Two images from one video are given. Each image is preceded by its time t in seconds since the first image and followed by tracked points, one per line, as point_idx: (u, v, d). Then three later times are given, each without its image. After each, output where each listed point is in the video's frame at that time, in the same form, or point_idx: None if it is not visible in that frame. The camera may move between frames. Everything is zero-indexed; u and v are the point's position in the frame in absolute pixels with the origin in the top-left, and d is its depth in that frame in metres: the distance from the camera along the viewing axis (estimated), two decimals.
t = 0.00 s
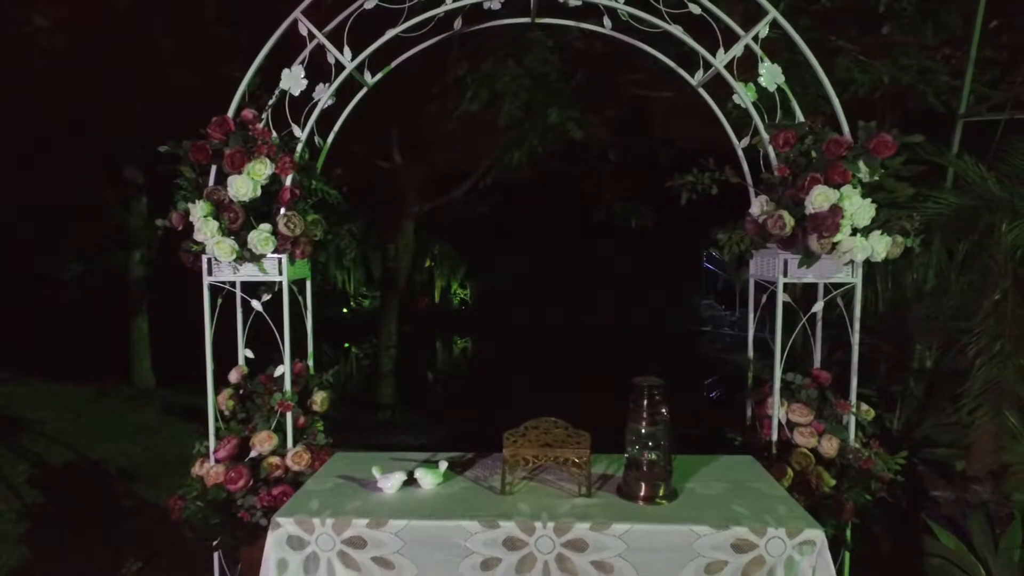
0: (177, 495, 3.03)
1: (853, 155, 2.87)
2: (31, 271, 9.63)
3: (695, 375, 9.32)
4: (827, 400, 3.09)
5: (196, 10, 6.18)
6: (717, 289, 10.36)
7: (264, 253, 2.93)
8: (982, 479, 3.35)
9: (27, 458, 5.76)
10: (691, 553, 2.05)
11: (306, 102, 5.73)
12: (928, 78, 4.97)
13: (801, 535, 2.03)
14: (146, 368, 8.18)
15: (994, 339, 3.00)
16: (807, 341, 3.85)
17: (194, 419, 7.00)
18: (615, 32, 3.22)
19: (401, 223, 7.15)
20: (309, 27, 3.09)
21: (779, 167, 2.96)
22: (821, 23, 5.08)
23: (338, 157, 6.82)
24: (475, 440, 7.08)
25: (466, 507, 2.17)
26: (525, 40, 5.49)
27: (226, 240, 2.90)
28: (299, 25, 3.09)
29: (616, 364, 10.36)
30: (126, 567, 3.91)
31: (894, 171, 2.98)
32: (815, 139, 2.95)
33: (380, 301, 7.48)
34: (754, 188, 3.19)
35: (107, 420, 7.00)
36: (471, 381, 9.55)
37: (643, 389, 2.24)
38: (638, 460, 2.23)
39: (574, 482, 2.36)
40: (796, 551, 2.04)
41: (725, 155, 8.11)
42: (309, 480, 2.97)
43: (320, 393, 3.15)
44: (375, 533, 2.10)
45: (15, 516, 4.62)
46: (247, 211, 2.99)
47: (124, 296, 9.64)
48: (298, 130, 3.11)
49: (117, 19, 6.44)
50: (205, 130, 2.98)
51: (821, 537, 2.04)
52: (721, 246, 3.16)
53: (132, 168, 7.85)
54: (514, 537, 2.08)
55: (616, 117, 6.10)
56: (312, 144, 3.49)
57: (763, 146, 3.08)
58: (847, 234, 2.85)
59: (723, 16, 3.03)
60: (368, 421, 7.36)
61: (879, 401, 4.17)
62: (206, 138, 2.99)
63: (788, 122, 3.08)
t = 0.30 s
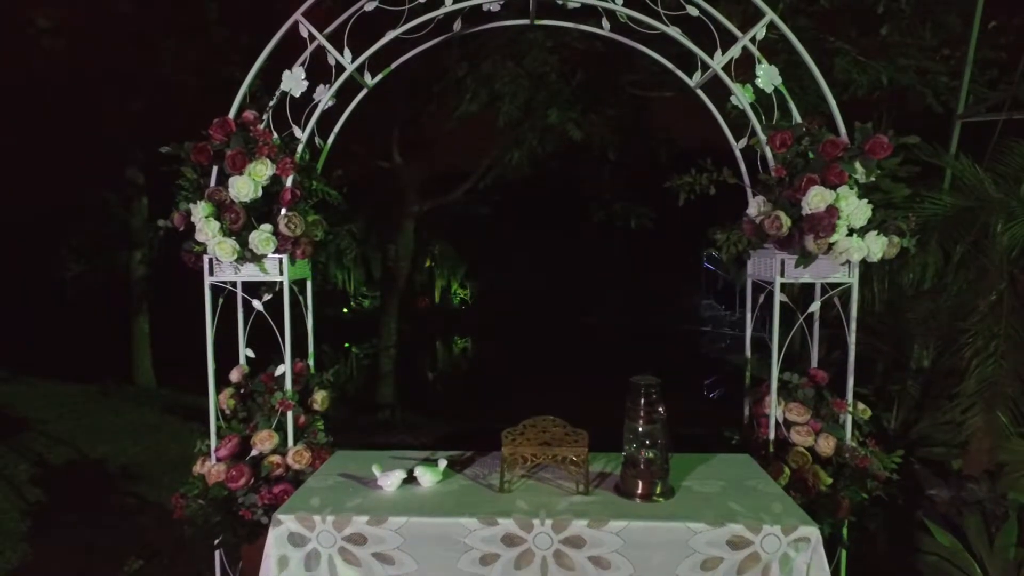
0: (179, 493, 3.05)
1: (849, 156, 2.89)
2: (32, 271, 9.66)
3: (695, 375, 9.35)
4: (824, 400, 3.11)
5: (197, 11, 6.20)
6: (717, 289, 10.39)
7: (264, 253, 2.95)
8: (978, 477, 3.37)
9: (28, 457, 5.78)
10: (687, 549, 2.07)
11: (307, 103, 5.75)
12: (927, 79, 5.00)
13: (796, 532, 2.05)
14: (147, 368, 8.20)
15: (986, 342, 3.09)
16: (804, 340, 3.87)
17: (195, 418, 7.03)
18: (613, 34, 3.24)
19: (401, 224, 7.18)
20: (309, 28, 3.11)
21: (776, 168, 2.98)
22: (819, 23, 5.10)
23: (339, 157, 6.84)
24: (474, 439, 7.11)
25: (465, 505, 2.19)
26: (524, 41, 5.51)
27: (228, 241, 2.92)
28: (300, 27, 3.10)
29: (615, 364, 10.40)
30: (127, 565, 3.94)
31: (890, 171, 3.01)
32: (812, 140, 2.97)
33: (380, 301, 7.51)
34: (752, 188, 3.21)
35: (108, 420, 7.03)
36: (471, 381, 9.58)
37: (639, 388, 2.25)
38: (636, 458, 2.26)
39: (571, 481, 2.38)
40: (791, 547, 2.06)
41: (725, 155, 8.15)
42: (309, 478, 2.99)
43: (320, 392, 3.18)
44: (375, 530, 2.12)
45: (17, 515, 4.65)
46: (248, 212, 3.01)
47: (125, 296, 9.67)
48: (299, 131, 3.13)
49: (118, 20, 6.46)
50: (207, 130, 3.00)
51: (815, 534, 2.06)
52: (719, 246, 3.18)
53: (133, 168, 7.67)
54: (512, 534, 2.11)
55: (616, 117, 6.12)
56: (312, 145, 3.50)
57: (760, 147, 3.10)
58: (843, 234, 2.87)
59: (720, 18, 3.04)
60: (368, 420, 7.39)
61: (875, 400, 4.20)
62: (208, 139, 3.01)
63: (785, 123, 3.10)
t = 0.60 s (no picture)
0: (183, 490, 3.09)
1: (843, 158, 2.93)
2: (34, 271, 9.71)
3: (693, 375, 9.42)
4: (819, 398, 3.15)
5: (199, 13, 6.23)
6: (716, 289, 10.44)
7: (267, 254, 3.00)
8: (971, 475, 3.41)
9: (32, 456, 5.82)
10: (682, 544, 2.11)
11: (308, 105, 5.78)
12: (923, 81, 5.05)
13: (787, 527, 2.10)
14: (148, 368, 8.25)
15: (980, 342, 3.15)
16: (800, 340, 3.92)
17: (196, 418, 7.07)
18: (610, 37, 3.29)
19: (401, 224, 7.23)
20: (311, 32, 3.14)
21: (771, 170, 3.02)
22: (818, 24, 5.14)
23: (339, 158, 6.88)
24: (474, 439, 7.16)
25: (464, 501, 2.23)
26: (523, 42, 5.55)
27: (231, 242, 2.96)
28: (301, 30, 3.14)
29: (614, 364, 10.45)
30: (130, 562, 3.99)
31: (884, 173, 3.05)
32: (807, 142, 3.01)
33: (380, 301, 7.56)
34: (748, 190, 3.25)
35: (110, 419, 7.07)
36: (471, 381, 9.63)
37: (634, 386, 2.31)
38: (632, 455, 2.30)
39: (568, 478, 2.42)
40: (783, 542, 2.10)
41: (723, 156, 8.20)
42: (311, 476, 3.03)
43: (321, 391, 3.23)
44: (375, 526, 2.16)
45: (20, 513, 4.69)
46: (251, 213, 3.05)
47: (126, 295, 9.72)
48: (300, 134, 3.16)
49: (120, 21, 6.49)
50: (209, 133, 3.04)
51: (807, 529, 2.10)
52: (715, 247, 3.23)
53: (135, 168, 7.80)
54: (510, 529, 2.15)
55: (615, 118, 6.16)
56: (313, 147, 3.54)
57: (755, 149, 3.14)
58: (837, 235, 2.91)
59: (716, 22, 3.07)
60: (368, 420, 7.44)
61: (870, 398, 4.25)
62: (211, 142, 3.05)
63: (780, 126, 3.14)
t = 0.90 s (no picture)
0: (187, 488, 3.13)
1: (838, 161, 2.98)
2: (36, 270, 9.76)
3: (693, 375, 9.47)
4: (814, 397, 3.19)
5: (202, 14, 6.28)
6: (715, 290, 10.49)
7: (271, 255, 3.04)
8: (964, 473, 3.46)
9: (35, 454, 5.87)
10: (678, 539, 2.16)
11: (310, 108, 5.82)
12: (922, 82, 5.10)
13: (781, 522, 2.15)
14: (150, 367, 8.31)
15: (970, 341, 3.22)
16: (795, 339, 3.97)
17: (198, 417, 7.12)
18: (608, 40, 3.36)
19: (401, 224, 7.28)
20: (313, 36, 3.19)
21: (766, 173, 3.08)
22: (817, 26, 5.20)
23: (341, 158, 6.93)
24: (473, 438, 7.22)
25: (465, 497, 2.28)
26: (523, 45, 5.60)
27: (235, 242, 3.00)
28: (304, 35, 3.18)
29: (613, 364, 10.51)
30: (134, 558, 4.04)
31: (878, 175, 3.09)
32: (802, 145, 3.05)
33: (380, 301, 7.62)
34: (744, 191, 3.30)
35: (113, 418, 7.12)
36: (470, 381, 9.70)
37: (632, 385, 2.35)
38: (629, 452, 2.35)
39: (567, 474, 2.47)
40: (776, 536, 2.15)
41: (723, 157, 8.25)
42: (313, 473, 3.08)
43: (324, 389, 3.28)
44: (379, 521, 2.21)
45: (26, 510, 4.74)
46: (254, 214, 3.10)
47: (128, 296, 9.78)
48: (303, 136, 3.21)
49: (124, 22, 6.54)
50: (214, 135, 3.09)
51: (799, 523, 2.15)
52: (712, 248, 3.28)
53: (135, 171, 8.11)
54: (510, 524, 2.19)
55: (614, 119, 6.21)
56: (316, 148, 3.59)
57: (752, 151, 3.19)
58: (831, 237, 2.96)
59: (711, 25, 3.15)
60: (369, 419, 7.50)
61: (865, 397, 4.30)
62: (216, 144, 3.10)
63: (776, 129, 3.20)
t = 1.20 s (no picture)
0: (197, 483, 3.21)
1: (830, 165, 3.06)
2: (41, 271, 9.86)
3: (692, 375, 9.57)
4: (808, 394, 3.27)
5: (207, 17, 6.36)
6: (714, 290, 10.58)
7: (278, 256, 3.12)
8: (956, 469, 3.53)
9: (43, 451, 5.96)
10: (673, 529, 2.24)
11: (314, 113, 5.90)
12: (919, 84, 5.18)
13: (772, 513, 2.23)
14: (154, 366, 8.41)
15: (959, 339, 3.31)
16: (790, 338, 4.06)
17: (202, 416, 7.21)
18: (608, 46, 3.43)
19: (403, 225, 7.37)
20: (319, 43, 3.27)
21: (761, 176, 3.16)
22: (815, 29, 5.29)
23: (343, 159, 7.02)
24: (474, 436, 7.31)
25: (468, 489, 2.36)
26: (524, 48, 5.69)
27: (244, 244, 3.08)
28: (310, 41, 3.26)
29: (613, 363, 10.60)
30: (143, 553, 4.12)
31: (870, 178, 3.17)
32: (796, 149, 3.14)
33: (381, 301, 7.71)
34: (740, 194, 3.38)
35: (118, 416, 7.21)
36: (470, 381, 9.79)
37: (630, 383, 2.43)
38: (627, 447, 2.43)
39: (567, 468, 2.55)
40: (768, 528, 2.23)
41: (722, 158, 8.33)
42: (320, 469, 3.17)
43: (329, 387, 3.36)
44: (385, 513, 2.28)
45: (36, 507, 4.83)
46: (262, 217, 3.18)
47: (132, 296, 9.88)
48: (309, 140, 3.29)
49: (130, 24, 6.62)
50: (223, 140, 3.17)
51: (790, 515, 2.23)
52: (708, 249, 3.36)
53: (140, 172, 8.30)
54: (512, 515, 2.27)
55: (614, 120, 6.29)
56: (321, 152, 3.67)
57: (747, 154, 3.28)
58: (824, 238, 3.04)
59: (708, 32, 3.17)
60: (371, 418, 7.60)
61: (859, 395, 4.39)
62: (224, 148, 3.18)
63: (771, 133, 3.28)
